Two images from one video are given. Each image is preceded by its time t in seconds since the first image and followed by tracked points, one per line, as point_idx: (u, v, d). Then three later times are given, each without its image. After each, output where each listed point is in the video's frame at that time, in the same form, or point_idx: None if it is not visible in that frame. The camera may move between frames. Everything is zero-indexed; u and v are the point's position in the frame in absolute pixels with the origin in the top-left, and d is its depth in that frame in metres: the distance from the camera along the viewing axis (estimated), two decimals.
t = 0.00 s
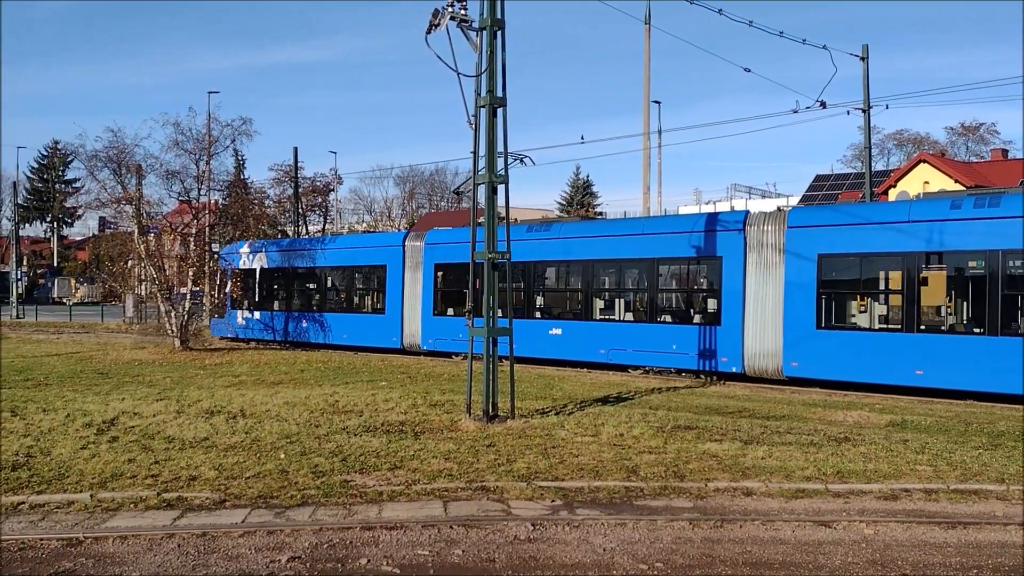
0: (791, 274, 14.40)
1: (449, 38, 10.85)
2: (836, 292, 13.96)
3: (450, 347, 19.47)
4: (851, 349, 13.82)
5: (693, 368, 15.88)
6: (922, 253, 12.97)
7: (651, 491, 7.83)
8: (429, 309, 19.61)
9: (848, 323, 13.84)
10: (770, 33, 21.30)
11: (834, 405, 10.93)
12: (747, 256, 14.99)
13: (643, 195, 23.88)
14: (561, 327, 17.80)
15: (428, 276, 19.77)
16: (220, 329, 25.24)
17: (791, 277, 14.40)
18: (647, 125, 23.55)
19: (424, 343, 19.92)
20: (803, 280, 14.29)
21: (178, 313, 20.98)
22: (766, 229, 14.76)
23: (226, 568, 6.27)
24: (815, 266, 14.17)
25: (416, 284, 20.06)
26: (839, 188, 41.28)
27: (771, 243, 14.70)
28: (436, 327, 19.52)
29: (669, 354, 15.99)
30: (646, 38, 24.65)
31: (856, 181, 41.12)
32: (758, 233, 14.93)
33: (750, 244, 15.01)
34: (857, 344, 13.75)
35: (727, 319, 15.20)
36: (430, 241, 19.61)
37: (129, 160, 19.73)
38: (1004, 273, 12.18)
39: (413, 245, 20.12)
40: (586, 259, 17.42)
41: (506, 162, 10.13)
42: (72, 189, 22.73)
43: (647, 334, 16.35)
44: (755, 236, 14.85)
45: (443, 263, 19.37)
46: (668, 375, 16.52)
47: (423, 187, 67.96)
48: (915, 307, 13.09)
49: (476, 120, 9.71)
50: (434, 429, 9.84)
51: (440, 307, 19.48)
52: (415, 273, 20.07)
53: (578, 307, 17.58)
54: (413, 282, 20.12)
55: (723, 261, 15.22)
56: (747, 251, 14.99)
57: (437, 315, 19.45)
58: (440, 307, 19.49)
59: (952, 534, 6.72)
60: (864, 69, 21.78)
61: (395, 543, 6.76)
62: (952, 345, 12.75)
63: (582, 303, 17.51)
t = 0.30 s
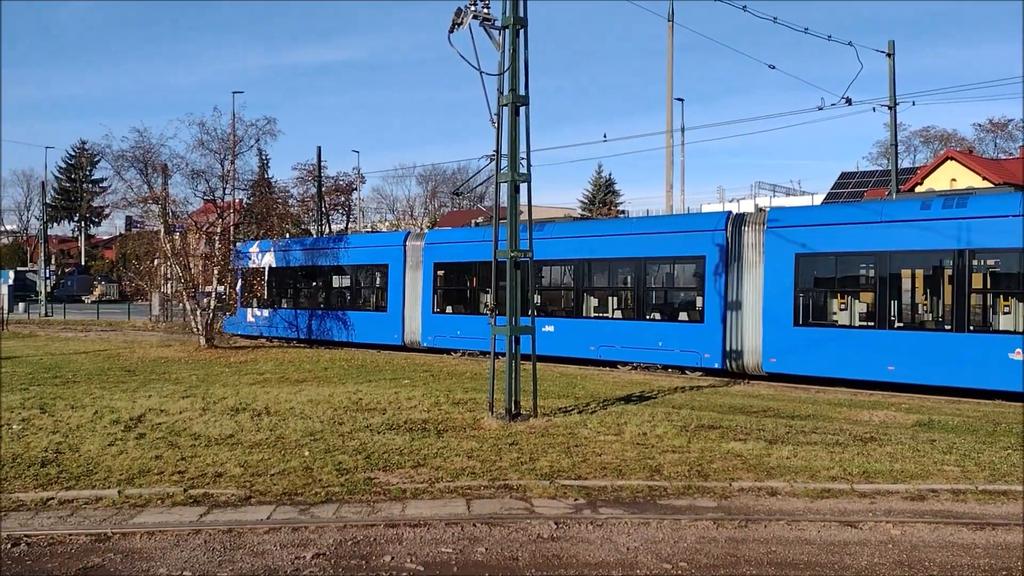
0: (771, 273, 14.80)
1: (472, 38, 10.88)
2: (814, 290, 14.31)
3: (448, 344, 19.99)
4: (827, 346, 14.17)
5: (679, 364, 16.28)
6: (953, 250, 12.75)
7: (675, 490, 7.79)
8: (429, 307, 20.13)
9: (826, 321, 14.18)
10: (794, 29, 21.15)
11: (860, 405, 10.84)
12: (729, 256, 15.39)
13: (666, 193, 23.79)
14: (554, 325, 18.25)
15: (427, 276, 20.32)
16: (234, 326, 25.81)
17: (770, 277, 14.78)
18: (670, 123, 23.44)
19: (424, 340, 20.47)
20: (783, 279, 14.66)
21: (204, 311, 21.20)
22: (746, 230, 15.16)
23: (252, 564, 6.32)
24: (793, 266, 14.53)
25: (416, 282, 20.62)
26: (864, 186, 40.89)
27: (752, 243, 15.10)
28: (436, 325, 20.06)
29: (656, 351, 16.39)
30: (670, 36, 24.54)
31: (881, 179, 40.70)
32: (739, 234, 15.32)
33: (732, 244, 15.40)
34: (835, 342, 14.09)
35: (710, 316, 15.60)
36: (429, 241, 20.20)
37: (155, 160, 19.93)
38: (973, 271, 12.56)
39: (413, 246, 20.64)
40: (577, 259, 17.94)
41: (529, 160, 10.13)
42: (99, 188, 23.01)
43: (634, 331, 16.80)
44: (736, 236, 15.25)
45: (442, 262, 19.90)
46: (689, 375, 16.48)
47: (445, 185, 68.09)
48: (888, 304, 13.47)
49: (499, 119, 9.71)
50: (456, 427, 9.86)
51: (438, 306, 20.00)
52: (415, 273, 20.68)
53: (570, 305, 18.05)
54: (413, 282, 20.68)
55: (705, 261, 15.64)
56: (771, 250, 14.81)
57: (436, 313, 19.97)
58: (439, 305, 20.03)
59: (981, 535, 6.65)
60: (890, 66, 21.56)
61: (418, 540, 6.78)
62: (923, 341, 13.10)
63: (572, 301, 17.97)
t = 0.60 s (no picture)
0: (749, 272, 15.33)
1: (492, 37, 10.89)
2: (791, 289, 14.83)
3: (447, 341, 20.60)
4: (802, 343, 14.70)
5: (664, 360, 16.78)
6: (976, 249, 12.59)
7: (696, 490, 7.77)
8: (428, 305, 20.68)
9: (801, 318, 14.69)
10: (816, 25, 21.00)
11: (884, 405, 10.75)
12: (710, 256, 15.93)
13: (687, 191, 23.68)
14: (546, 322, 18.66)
15: (427, 274, 20.95)
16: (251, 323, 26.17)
17: (749, 276, 15.31)
18: (691, 121, 23.34)
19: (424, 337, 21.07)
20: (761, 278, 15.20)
21: (227, 310, 21.34)
22: (728, 230, 15.66)
23: (275, 561, 6.37)
24: (771, 265, 15.06)
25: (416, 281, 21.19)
26: (888, 184, 40.50)
27: (731, 243, 15.61)
28: (435, 322, 20.65)
29: (642, 348, 16.89)
30: (691, 34, 24.42)
31: (906, 176, 40.28)
32: (721, 233, 15.83)
33: (713, 243, 15.93)
34: (810, 338, 14.58)
35: (693, 314, 16.13)
36: (429, 241, 20.84)
37: (178, 160, 20.09)
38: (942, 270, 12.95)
39: (413, 245, 21.22)
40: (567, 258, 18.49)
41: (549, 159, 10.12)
42: (123, 188, 23.25)
43: (620, 327, 17.30)
44: (717, 236, 15.79)
45: (441, 261, 20.53)
46: (703, 374, 16.51)
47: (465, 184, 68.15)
48: (861, 303, 13.95)
49: (519, 117, 9.71)
50: (477, 425, 9.89)
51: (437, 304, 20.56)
52: (418, 271, 21.18)
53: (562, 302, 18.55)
54: (414, 281, 21.23)
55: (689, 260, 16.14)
56: (794, 248, 14.80)
57: (434, 311, 20.54)
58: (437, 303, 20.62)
59: (1008, 537, 6.57)
60: (914, 62, 21.34)
61: (440, 538, 6.81)
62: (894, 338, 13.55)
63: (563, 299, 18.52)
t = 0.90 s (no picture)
0: (727, 273, 15.79)
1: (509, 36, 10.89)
2: (766, 289, 15.27)
3: (441, 339, 21.20)
4: (803, 344, 14.88)
5: (647, 358, 17.23)
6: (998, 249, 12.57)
7: (714, 491, 7.73)
8: (424, 305, 21.24)
9: (776, 317, 15.18)
10: (834, 23, 20.86)
11: (904, 406, 10.67)
12: (689, 256, 16.38)
13: (705, 190, 23.57)
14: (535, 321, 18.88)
15: (424, 274, 21.54)
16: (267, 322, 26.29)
17: (726, 277, 15.77)
18: (709, 120, 23.24)
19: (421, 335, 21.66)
20: (737, 278, 15.66)
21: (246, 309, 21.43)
22: (706, 231, 16.07)
23: (292, 560, 6.39)
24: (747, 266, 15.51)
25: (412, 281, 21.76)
26: (908, 183, 40.15)
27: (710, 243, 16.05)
28: (431, 320, 21.25)
29: (626, 346, 17.31)
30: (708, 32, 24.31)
31: (926, 173, 39.89)
32: (701, 234, 16.24)
33: (693, 244, 16.37)
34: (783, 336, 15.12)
35: (673, 312, 16.60)
36: (425, 242, 21.45)
37: (196, 160, 20.20)
38: (923, 271, 13.35)
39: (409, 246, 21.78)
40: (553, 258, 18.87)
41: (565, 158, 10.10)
42: (142, 188, 23.42)
43: (606, 325, 17.75)
44: (697, 237, 16.22)
45: (436, 261, 21.13)
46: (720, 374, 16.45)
47: (481, 184, 68.13)
48: (835, 303, 14.43)
49: (535, 117, 9.69)
50: (494, 425, 9.89)
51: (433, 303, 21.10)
52: (435, 270, 21.22)
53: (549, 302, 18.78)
54: (410, 281, 21.75)
55: (670, 260, 16.54)
56: (814, 247, 14.67)
57: (430, 310, 21.15)
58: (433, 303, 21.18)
59: None
60: (935, 60, 21.15)
61: (456, 538, 6.81)
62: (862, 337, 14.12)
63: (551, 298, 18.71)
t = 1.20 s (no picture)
0: (703, 274, 16.31)
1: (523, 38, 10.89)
2: (740, 290, 15.77)
3: (434, 339, 21.66)
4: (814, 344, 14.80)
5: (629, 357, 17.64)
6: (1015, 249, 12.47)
7: (728, 493, 7.71)
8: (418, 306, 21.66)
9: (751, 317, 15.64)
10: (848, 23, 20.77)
11: (920, 408, 10.61)
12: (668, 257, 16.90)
13: (719, 191, 23.49)
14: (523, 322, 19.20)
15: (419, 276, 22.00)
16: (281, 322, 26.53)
17: (704, 278, 16.29)
18: (723, 121, 23.18)
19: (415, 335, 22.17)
20: (713, 280, 16.17)
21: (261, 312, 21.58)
22: (684, 234, 16.64)
23: (308, 560, 6.41)
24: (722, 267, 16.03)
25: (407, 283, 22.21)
26: (925, 184, 39.86)
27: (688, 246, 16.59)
28: (424, 321, 21.71)
29: (610, 345, 17.72)
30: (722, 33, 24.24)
31: (943, 173, 39.59)
32: (680, 238, 16.79)
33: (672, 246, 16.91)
34: (755, 335, 15.59)
35: (653, 313, 17.07)
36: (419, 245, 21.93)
37: (212, 162, 20.30)
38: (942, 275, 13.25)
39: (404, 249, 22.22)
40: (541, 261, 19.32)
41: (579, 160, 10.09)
42: (157, 190, 23.57)
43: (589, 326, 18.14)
44: (676, 239, 16.75)
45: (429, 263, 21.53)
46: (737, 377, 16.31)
47: (495, 185, 68.12)
48: (806, 304, 14.90)
49: (549, 118, 9.68)
50: (507, 427, 9.91)
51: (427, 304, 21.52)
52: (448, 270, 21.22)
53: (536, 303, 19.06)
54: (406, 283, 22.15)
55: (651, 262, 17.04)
56: (828, 248, 14.60)
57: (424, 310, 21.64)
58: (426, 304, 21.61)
59: None
60: (951, 61, 21.01)
61: (471, 540, 6.82)
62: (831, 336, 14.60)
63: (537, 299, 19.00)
